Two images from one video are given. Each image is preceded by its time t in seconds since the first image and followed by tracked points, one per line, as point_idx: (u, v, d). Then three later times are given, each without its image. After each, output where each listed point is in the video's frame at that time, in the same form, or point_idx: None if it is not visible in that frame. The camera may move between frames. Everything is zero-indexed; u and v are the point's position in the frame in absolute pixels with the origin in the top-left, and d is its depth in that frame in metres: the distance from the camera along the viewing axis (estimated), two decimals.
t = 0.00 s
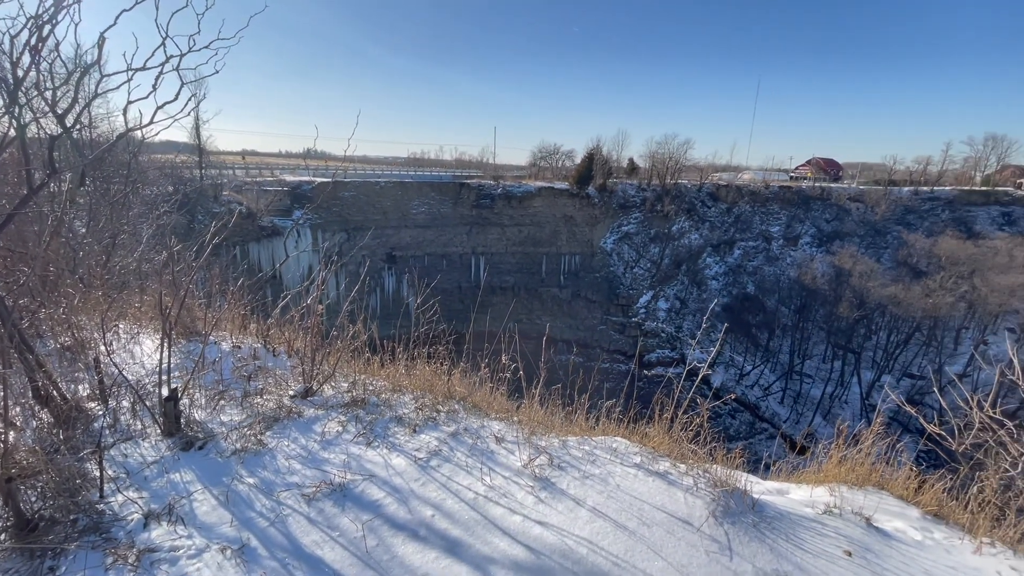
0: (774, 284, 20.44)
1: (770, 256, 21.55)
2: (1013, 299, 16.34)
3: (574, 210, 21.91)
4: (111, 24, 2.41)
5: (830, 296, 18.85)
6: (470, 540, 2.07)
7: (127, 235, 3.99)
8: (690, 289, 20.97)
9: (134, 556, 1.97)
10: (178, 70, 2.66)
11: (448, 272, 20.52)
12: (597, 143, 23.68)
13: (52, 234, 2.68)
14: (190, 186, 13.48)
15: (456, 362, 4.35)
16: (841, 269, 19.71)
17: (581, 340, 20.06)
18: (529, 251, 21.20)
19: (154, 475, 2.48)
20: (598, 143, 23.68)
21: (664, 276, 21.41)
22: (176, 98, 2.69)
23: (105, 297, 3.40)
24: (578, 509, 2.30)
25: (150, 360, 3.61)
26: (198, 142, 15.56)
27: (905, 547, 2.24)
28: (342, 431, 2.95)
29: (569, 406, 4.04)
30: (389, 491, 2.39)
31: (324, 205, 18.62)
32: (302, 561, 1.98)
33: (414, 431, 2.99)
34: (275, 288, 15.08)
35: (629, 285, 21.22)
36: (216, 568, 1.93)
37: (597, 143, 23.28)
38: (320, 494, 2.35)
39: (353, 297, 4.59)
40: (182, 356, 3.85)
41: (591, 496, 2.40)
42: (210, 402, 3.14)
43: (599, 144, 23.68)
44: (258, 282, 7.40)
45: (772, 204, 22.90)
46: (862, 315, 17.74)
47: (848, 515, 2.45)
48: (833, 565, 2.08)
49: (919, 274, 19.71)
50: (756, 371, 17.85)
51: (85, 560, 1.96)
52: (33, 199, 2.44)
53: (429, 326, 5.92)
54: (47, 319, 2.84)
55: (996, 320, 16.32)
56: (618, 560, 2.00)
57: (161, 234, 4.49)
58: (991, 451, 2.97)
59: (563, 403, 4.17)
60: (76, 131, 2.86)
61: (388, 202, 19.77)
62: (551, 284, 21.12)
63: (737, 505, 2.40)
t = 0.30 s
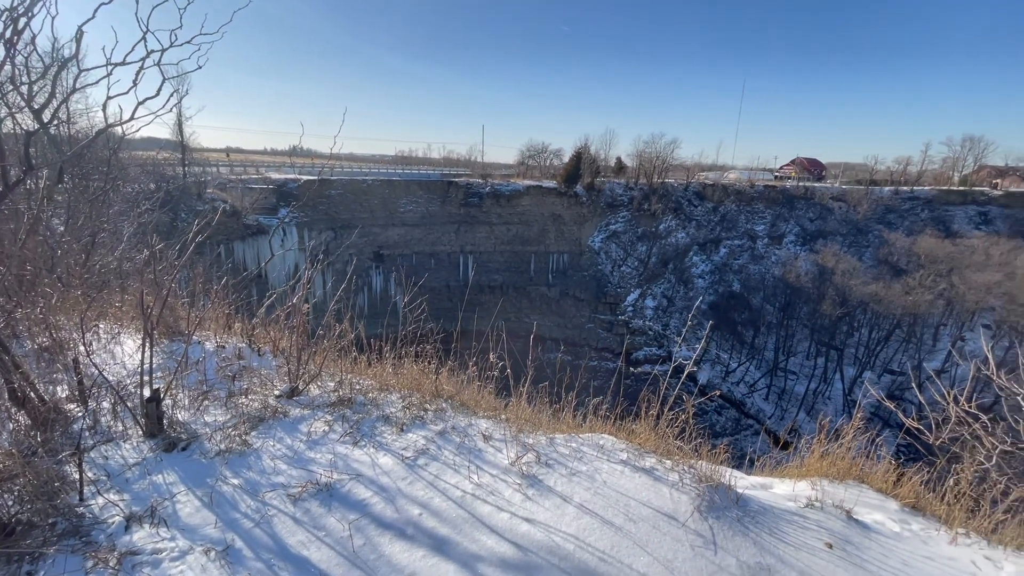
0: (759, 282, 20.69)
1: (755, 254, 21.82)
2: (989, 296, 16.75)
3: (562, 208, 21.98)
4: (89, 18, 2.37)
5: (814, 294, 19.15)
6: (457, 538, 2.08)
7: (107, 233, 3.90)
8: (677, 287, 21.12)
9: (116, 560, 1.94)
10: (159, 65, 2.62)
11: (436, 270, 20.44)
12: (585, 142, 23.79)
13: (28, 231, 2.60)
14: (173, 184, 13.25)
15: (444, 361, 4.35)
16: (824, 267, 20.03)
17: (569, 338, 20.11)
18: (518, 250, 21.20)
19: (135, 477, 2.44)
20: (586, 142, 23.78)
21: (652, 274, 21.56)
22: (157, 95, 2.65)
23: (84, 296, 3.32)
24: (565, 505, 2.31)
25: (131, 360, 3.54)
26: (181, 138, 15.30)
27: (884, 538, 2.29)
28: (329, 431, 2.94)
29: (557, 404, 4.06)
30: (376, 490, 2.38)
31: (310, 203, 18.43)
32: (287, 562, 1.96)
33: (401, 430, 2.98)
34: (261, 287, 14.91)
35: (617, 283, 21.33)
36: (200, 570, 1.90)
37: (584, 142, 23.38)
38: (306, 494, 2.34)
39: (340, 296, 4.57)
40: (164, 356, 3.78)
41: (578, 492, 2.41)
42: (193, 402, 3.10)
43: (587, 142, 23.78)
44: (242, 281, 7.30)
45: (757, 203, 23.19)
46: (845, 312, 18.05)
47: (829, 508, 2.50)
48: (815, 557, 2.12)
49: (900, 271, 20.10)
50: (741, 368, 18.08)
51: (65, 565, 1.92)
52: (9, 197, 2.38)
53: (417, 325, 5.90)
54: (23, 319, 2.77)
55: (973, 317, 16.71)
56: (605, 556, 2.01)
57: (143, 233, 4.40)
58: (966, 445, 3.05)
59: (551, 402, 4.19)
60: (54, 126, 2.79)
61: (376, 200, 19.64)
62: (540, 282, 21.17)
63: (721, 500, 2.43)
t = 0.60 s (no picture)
0: (743, 280, 20.98)
1: (739, 252, 22.10)
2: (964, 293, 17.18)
3: (550, 207, 22.05)
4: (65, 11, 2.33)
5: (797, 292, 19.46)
6: (443, 536, 2.08)
7: (84, 231, 3.80)
8: (663, 285, 21.28)
9: (95, 563, 1.90)
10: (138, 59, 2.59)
11: (423, 269, 20.35)
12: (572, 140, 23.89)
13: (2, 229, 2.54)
14: (154, 181, 12.99)
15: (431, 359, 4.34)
16: (806, 265, 20.36)
17: (556, 336, 20.15)
18: (505, 248, 21.18)
19: (115, 480, 2.39)
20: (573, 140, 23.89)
21: (638, 272, 21.71)
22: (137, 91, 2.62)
23: (61, 296, 3.24)
24: (551, 502, 2.33)
25: (109, 361, 3.46)
26: (161, 134, 15.01)
27: (862, 530, 2.34)
28: (313, 430, 2.91)
29: (544, 402, 4.07)
30: (362, 490, 2.37)
31: (295, 201, 18.20)
32: (271, 562, 1.95)
33: (388, 428, 2.98)
34: (244, 286, 14.68)
35: (604, 281, 21.44)
36: (182, 572, 1.88)
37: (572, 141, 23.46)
38: (291, 494, 2.32)
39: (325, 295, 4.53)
40: (144, 356, 3.71)
41: (564, 489, 2.43)
42: (175, 403, 3.05)
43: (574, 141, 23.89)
44: (224, 281, 7.19)
45: (741, 202, 23.48)
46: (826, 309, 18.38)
47: (809, 501, 2.55)
48: (795, 548, 2.16)
49: (879, 269, 20.54)
50: (726, 365, 18.32)
51: (41, 569, 1.88)
52: None
53: (403, 324, 5.87)
54: None
55: (948, 314, 17.15)
56: (590, 551, 2.03)
57: (122, 230, 4.31)
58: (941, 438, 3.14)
59: (537, 399, 4.20)
60: (29, 122, 2.71)
61: (362, 199, 19.50)
62: (527, 281, 21.19)
63: (705, 495, 2.47)
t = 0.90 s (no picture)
0: (726, 277, 21.24)
1: (722, 250, 22.37)
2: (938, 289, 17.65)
3: (536, 205, 22.14)
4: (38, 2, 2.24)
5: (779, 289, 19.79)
6: (429, 535, 2.08)
7: (59, 228, 3.71)
8: (648, 283, 21.43)
9: (72, 567, 1.87)
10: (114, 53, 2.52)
11: (409, 267, 20.19)
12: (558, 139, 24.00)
13: None
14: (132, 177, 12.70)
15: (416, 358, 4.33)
16: (788, 262, 20.71)
17: (542, 334, 20.14)
18: (492, 246, 21.15)
19: (93, 483, 2.35)
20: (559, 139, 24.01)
21: (623, 270, 21.85)
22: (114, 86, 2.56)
23: (34, 296, 3.16)
24: (536, 498, 2.35)
25: (86, 362, 3.39)
26: (140, 130, 14.68)
27: (838, 520, 2.41)
28: (297, 430, 2.89)
29: (530, 399, 4.09)
30: (346, 489, 2.36)
31: (278, 198, 17.96)
32: (254, 563, 1.94)
33: (373, 427, 2.97)
34: (226, 284, 14.43)
35: (590, 279, 21.54)
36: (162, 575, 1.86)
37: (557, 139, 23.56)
38: (274, 494, 2.31)
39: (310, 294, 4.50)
40: (123, 357, 3.64)
41: (549, 485, 2.45)
42: (155, 404, 3.00)
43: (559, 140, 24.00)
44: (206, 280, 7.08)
45: (724, 200, 23.81)
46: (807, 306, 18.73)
47: (788, 494, 2.61)
48: (775, 540, 2.21)
49: (858, 267, 20.97)
50: (709, 361, 18.56)
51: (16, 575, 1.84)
52: None
53: (389, 323, 5.84)
54: None
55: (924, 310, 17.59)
56: (575, 546, 2.05)
57: (98, 228, 4.22)
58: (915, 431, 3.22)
59: (524, 396, 4.22)
60: None
61: (347, 197, 19.36)
62: (514, 279, 21.18)
63: (687, 489, 2.51)
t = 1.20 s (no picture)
0: (709, 274, 21.46)
1: (705, 247, 22.63)
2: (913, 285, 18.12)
3: (521, 203, 22.21)
4: None
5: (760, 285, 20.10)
6: (413, 533, 2.08)
7: (30, 226, 3.61)
8: (632, 280, 21.54)
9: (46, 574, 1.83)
10: (86, 45, 2.55)
11: (394, 265, 19.86)
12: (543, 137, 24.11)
13: None
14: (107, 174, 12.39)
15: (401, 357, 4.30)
16: (769, 259, 21.05)
17: (527, 331, 19.98)
18: (477, 244, 21.11)
19: (68, 487, 2.30)
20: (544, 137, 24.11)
21: (608, 267, 21.96)
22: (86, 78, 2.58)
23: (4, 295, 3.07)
24: (520, 495, 2.36)
25: (60, 364, 3.31)
26: (115, 125, 14.34)
27: (815, 511, 2.47)
28: (280, 430, 2.86)
29: (515, 397, 4.09)
30: (330, 488, 2.35)
31: (259, 195, 17.68)
32: (236, 565, 1.91)
33: (357, 427, 2.94)
34: (206, 283, 14.20)
35: (575, 276, 21.62)
36: None
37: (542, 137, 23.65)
38: (256, 495, 2.28)
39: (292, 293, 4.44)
40: (98, 357, 3.56)
41: (533, 481, 2.47)
42: (132, 406, 2.94)
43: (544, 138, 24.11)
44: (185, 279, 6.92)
45: (707, 198, 24.13)
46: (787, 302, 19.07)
47: (768, 486, 2.66)
48: (754, 532, 2.25)
49: (837, 263, 21.41)
50: (693, 357, 18.78)
51: None
52: None
53: (373, 322, 5.78)
54: None
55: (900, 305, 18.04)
56: (558, 541, 2.07)
57: (72, 226, 4.11)
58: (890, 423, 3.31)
59: (509, 394, 4.22)
60: None
61: (331, 194, 19.18)
62: (500, 276, 21.10)
63: (669, 483, 2.55)
